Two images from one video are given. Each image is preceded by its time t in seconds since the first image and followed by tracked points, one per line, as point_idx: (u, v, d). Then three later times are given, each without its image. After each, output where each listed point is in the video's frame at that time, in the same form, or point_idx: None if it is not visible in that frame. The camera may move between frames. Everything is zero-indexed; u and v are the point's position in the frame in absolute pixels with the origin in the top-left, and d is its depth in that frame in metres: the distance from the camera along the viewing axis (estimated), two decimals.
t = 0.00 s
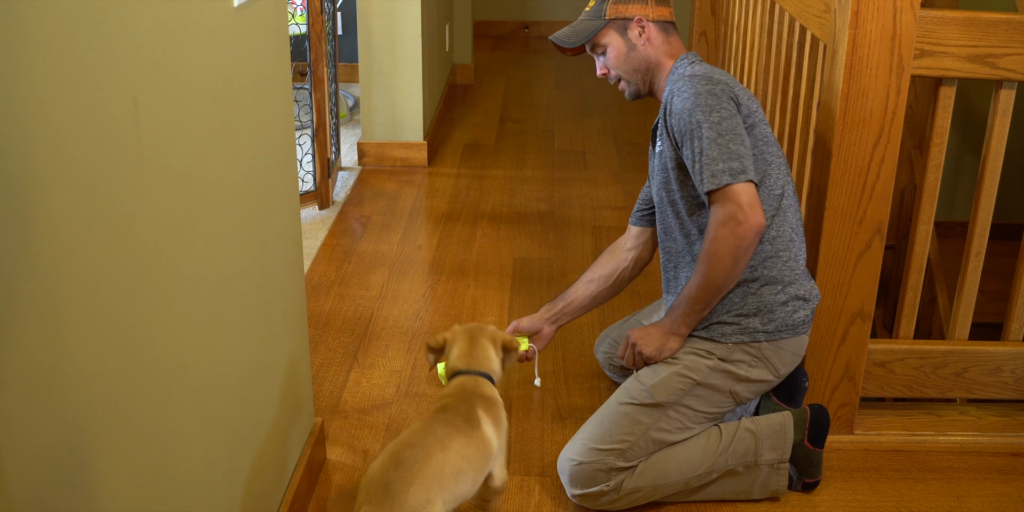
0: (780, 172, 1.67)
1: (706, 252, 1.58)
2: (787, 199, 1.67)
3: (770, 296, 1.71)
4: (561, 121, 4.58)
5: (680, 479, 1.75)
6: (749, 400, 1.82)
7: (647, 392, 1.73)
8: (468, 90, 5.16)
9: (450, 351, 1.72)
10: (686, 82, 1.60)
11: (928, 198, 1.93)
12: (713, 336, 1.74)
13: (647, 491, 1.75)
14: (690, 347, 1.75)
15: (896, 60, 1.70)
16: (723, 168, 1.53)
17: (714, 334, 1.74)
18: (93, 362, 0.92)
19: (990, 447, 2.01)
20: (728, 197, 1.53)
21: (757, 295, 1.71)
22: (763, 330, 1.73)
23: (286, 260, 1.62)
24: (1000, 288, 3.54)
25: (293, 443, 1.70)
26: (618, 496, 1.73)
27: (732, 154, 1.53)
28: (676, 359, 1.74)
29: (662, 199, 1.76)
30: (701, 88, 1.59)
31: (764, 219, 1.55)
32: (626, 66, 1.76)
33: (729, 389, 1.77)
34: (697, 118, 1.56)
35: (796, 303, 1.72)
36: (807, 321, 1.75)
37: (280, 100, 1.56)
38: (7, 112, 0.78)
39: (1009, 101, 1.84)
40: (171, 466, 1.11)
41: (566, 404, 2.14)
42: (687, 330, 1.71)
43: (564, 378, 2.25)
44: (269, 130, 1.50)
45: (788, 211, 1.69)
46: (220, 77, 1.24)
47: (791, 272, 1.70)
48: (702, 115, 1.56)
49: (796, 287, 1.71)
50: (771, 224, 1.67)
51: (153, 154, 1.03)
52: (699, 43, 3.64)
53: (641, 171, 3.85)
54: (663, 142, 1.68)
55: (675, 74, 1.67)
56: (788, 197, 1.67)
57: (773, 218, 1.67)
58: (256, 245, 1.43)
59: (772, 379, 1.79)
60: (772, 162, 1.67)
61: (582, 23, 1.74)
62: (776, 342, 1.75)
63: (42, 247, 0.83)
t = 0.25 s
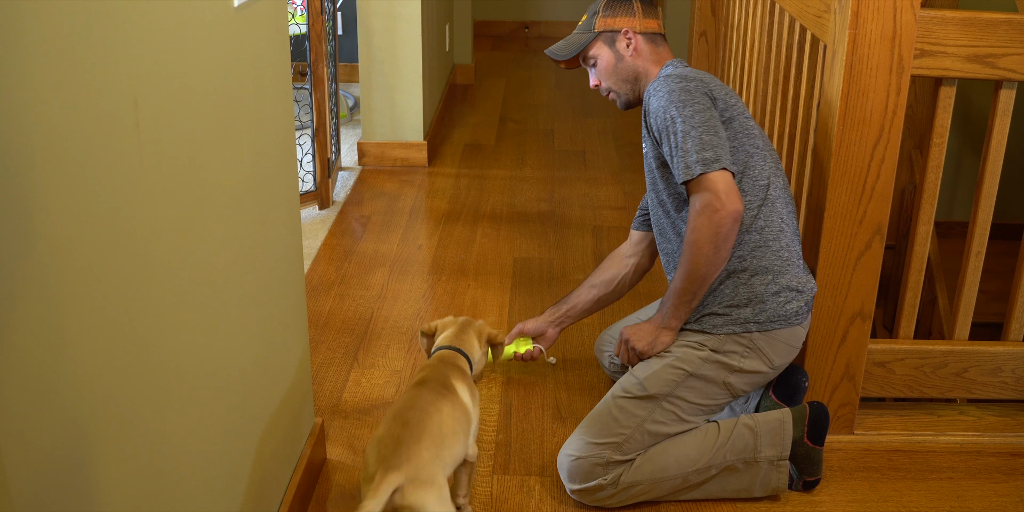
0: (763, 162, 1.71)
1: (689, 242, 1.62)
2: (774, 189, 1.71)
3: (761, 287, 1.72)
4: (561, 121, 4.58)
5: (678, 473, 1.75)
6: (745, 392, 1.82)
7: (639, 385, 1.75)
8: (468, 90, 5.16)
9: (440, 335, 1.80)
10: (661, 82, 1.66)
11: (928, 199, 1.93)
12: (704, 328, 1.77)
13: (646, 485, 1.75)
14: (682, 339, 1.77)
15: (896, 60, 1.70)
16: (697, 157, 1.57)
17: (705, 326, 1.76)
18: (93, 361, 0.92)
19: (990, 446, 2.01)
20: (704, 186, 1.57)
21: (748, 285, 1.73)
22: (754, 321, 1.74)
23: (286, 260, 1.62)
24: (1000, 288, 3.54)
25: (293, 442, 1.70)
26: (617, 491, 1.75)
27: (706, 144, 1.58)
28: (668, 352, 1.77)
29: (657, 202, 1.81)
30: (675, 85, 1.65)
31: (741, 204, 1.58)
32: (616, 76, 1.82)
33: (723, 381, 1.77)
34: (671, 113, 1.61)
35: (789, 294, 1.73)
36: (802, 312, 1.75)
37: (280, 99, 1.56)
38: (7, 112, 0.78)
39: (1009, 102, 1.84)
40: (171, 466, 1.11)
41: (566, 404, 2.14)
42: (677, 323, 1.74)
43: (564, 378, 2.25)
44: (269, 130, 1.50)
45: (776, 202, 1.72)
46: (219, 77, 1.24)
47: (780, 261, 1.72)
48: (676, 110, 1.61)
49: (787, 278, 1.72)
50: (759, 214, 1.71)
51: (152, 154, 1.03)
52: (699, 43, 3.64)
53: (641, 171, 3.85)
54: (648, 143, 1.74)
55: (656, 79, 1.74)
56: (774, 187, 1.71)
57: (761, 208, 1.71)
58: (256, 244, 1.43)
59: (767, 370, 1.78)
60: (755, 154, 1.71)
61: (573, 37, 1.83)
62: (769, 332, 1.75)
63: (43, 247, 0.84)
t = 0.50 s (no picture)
0: (753, 157, 1.72)
1: (682, 239, 1.63)
2: (766, 183, 1.72)
3: (757, 281, 1.72)
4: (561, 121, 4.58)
5: (679, 471, 1.75)
6: (745, 387, 1.82)
7: (637, 382, 1.75)
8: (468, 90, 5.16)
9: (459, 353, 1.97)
10: (645, 85, 1.67)
11: (928, 199, 1.93)
12: (702, 323, 1.77)
13: (646, 482, 1.75)
14: (679, 336, 1.79)
15: (896, 60, 1.70)
16: (685, 155, 1.57)
17: (702, 322, 1.77)
18: (93, 362, 0.92)
19: (990, 447, 2.01)
20: (693, 183, 1.58)
21: (744, 279, 1.73)
22: (751, 315, 1.74)
23: (286, 260, 1.62)
24: (1000, 288, 3.54)
25: (294, 442, 1.70)
26: (617, 488, 1.75)
27: (693, 141, 1.58)
28: (666, 349, 1.77)
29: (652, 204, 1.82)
30: (658, 87, 1.65)
31: (730, 197, 1.58)
32: (605, 87, 1.83)
33: (721, 376, 1.78)
34: (656, 114, 1.62)
35: (786, 288, 1.73)
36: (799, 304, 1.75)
37: (280, 99, 1.56)
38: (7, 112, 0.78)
39: (1009, 102, 1.84)
40: (171, 466, 1.11)
41: (566, 403, 2.14)
42: (674, 319, 1.76)
43: (563, 377, 2.25)
44: (269, 130, 1.50)
45: (770, 196, 1.72)
46: (219, 76, 1.24)
47: (776, 254, 1.72)
48: (661, 110, 1.62)
49: (783, 271, 1.72)
50: (753, 209, 1.71)
51: (152, 154, 1.03)
52: (699, 43, 3.64)
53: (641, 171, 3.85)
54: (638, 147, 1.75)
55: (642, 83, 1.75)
56: (766, 180, 1.71)
57: (754, 204, 1.71)
58: (256, 244, 1.43)
59: (765, 364, 1.78)
60: (745, 148, 1.72)
61: (562, 51, 1.85)
62: (766, 325, 1.75)
63: (43, 247, 0.83)
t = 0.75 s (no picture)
0: (748, 157, 1.72)
1: (678, 241, 1.62)
2: (763, 183, 1.71)
3: (755, 281, 1.72)
4: (561, 121, 4.58)
5: (679, 471, 1.75)
6: (744, 387, 1.82)
7: (637, 382, 1.75)
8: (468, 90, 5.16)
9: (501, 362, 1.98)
10: (637, 89, 1.67)
11: (928, 198, 1.93)
12: (700, 324, 1.77)
13: (646, 482, 1.75)
14: (678, 337, 1.78)
15: (896, 60, 1.70)
16: (680, 158, 1.57)
17: (701, 322, 1.77)
18: (93, 361, 0.92)
19: (990, 447, 2.01)
20: (687, 185, 1.58)
21: (743, 280, 1.73)
22: (750, 316, 1.74)
23: (286, 260, 1.62)
24: (1000, 288, 3.54)
25: (294, 442, 1.70)
26: (617, 488, 1.75)
27: (687, 144, 1.58)
28: (666, 350, 1.77)
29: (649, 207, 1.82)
30: (650, 92, 1.65)
31: (726, 198, 1.58)
32: (602, 89, 1.84)
33: (721, 376, 1.78)
34: (649, 118, 1.62)
35: (784, 287, 1.73)
36: (796, 302, 1.75)
37: (280, 99, 1.56)
38: (8, 112, 0.78)
39: (1009, 102, 1.84)
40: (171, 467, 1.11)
41: (566, 403, 2.14)
42: (672, 319, 1.76)
43: (563, 377, 2.26)
44: (269, 130, 1.50)
45: (767, 196, 1.72)
46: (220, 77, 1.23)
47: (774, 254, 1.72)
48: (654, 114, 1.62)
49: (782, 271, 1.72)
50: (750, 209, 1.71)
51: (152, 154, 1.03)
52: (699, 43, 3.64)
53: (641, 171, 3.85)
54: (632, 151, 1.75)
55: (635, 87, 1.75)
56: (762, 180, 1.71)
57: (751, 204, 1.71)
58: (256, 245, 1.43)
59: (764, 364, 1.79)
60: (740, 149, 1.72)
61: (557, 56, 1.84)
62: (765, 325, 1.75)
63: (43, 246, 0.83)
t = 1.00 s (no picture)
0: (750, 159, 1.72)
1: (680, 243, 1.62)
2: (764, 185, 1.71)
3: (757, 282, 1.72)
4: (561, 121, 4.58)
5: (679, 471, 1.75)
6: (744, 388, 1.82)
7: (637, 383, 1.75)
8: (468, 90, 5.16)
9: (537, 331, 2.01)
10: (637, 91, 1.67)
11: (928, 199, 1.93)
12: (702, 325, 1.77)
13: (646, 482, 1.75)
14: (679, 337, 1.78)
15: (896, 60, 1.70)
16: (682, 160, 1.57)
17: (703, 323, 1.77)
18: (94, 361, 0.92)
19: (990, 447, 2.01)
20: (690, 188, 1.57)
21: (744, 282, 1.73)
22: (752, 317, 1.74)
23: (286, 260, 1.62)
24: (1000, 288, 3.54)
25: (294, 442, 1.70)
26: (617, 488, 1.75)
27: (689, 146, 1.58)
28: (666, 350, 1.78)
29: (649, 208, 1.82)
30: (652, 93, 1.65)
31: (729, 201, 1.58)
32: (600, 90, 1.84)
33: (721, 377, 1.78)
34: (651, 120, 1.62)
35: (785, 289, 1.73)
36: (798, 304, 1.75)
37: (280, 99, 1.56)
38: (8, 111, 0.78)
39: (1009, 102, 1.84)
40: (171, 467, 1.11)
41: (566, 403, 2.14)
42: (673, 321, 1.75)
43: (563, 377, 2.26)
44: (269, 130, 1.50)
45: (768, 198, 1.72)
46: (220, 77, 1.23)
47: (775, 256, 1.71)
48: (655, 117, 1.62)
49: (783, 272, 1.72)
50: (751, 211, 1.71)
51: (152, 154, 1.03)
52: (699, 43, 3.64)
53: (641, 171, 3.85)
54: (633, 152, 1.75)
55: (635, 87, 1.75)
56: (763, 182, 1.71)
57: (753, 206, 1.71)
58: (256, 245, 1.43)
59: (765, 365, 1.78)
60: (741, 150, 1.72)
61: (555, 57, 1.85)
62: (766, 327, 1.75)
63: (44, 246, 0.83)
